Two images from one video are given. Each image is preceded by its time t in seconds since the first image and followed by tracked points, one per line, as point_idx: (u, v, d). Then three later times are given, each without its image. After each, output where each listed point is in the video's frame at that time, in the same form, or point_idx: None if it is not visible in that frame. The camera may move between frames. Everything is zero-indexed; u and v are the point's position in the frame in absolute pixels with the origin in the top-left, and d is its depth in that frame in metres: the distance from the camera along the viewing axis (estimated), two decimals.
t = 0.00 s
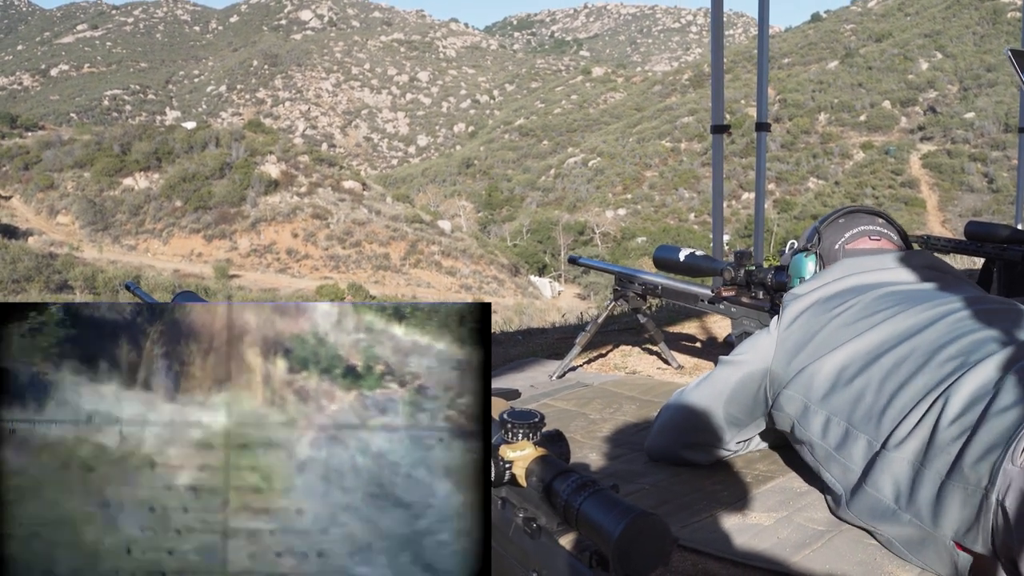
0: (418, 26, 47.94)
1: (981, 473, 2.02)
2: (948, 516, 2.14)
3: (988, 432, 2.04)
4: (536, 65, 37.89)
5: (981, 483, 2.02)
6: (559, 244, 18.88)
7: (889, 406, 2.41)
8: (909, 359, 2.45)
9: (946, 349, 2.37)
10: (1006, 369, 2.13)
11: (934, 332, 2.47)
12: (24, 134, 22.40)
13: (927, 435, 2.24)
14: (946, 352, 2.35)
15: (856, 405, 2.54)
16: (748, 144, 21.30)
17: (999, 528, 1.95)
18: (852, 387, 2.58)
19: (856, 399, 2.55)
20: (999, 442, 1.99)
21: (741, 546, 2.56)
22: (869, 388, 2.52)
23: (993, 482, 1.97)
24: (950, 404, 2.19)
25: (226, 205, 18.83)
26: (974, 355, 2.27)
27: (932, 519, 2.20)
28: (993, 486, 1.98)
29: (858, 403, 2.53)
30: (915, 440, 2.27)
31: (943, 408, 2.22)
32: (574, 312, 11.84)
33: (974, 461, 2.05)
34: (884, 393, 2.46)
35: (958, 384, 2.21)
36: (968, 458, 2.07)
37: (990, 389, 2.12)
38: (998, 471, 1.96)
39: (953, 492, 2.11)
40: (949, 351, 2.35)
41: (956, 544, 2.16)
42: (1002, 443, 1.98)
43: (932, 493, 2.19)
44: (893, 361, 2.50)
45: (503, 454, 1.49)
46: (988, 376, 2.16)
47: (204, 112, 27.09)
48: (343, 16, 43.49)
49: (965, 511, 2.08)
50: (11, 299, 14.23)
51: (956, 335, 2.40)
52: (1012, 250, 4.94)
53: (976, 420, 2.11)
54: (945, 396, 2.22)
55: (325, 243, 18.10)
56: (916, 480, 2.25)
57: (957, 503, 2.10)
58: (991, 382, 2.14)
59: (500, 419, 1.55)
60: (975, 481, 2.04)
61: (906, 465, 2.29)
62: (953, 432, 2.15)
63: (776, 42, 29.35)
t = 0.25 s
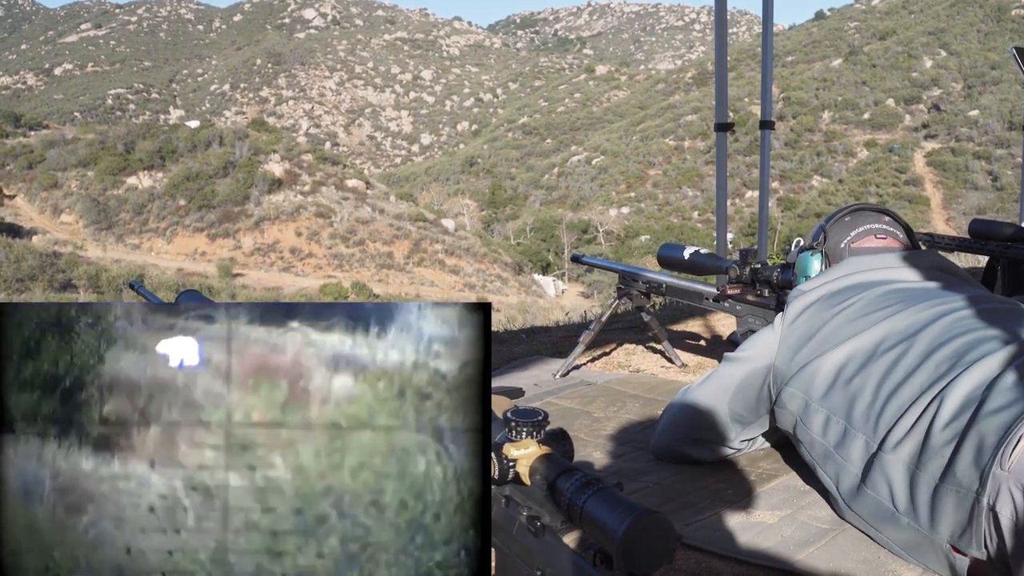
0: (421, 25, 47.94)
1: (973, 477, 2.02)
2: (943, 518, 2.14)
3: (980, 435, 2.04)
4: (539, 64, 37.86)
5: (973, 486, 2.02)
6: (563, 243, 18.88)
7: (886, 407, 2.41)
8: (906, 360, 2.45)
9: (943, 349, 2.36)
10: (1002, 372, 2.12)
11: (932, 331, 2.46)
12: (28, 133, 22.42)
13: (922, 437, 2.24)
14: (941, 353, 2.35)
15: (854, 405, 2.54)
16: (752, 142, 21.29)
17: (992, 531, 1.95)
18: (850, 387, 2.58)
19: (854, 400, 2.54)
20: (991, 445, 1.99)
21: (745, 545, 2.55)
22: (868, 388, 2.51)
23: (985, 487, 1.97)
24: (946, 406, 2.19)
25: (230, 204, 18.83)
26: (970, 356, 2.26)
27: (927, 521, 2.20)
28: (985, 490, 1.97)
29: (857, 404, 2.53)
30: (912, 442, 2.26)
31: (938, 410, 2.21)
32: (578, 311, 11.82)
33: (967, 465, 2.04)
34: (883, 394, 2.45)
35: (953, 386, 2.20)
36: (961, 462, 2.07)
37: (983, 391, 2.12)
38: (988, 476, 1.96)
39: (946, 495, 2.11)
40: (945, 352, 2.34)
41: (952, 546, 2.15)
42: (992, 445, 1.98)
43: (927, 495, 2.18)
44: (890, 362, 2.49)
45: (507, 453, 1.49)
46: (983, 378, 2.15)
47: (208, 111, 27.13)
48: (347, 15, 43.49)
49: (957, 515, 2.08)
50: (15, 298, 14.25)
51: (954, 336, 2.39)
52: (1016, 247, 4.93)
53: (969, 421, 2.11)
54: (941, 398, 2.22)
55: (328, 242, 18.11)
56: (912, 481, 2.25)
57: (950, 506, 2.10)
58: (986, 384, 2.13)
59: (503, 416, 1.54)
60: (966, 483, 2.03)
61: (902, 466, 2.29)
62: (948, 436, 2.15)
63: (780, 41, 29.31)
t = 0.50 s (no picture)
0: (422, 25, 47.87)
1: (978, 475, 2.02)
2: (947, 516, 2.14)
3: (986, 433, 2.03)
4: (540, 63, 37.80)
5: (978, 484, 2.02)
6: (564, 242, 18.87)
7: (891, 405, 2.41)
8: (912, 359, 2.45)
9: (950, 348, 2.36)
10: (1010, 370, 2.12)
11: (938, 331, 2.46)
12: (29, 133, 22.36)
13: (928, 435, 2.24)
14: (948, 352, 2.35)
15: (859, 403, 2.54)
16: (753, 141, 21.28)
17: (996, 529, 1.95)
18: (855, 386, 2.58)
19: (858, 398, 2.55)
20: (997, 443, 1.98)
21: (747, 543, 2.56)
22: (872, 386, 2.52)
23: (990, 484, 1.97)
24: (952, 404, 2.19)
25: (231, 203, 18.82)
26: (976, 355, 2.26)
27: (932, 521, 2.19)
28: (990, 488, 1.97)
29: (862, 402, 2.53)
30: (917, 440, 2.27)
31: (945, 408, 2.21)
32: (580, 311, 11.80)
33: (972, 462, 2.04)
34: (888, 392, 2.45)
35: (959, 384, 2.20)
36: (966, 459, 2.07)
37: (990, 389, 2.12)
38: (993, 473, 1.96)
39: (950, 493, 2.11)
40: (951, 350, 2.34)
41: (955, 544, 2.15)
42: (998, 443, 1.98)
43: (931, 494, 2.18)
44: (896, 361, 2.49)
45: (509, 451, 1.49)
46: (990, 377, 2.15)
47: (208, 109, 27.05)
48: (348, 14, 43.40)
49: (962, 513, 2.07)
50: (16, 297, 14.21)
51: (961, 335, 2.39)
52: (1016, 247, 4.94)
53: (974, 420, 2.11)
54: (947, 396, 2.22)
55: (329, 241, 18.08)
56: (917, 480, 2.25)
57: (953, 504, 2.10)
58: (993, 383, 2.13)
59: (505, 415, 1.53)
60: (971, 481, 2.04)
61: (907, 465, 2.29)
62: (954, 434, 2.15)
63: (781, 40, 29.28)
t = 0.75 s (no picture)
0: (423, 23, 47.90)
1: (981, 474, 2.02)
2: (951, 514, 2.13)
3: (990, 431, 2.03)
4: (542, 61, 37.83)
5: (981, 482, 2.01)
6: (565, 241, 18.88)
7: (895, 403, 2.41)
8: (915, 357, 2.45)
9: (953, 346, 2.35)
10: (1015, 367, 2.11)
11: (941, 329, 2.46)
12: (31, 132, 22.40)
13: (931, 434, 2.24)
14: (951, 350, 2.34)
15: (862, 401, 2.54)
16: (755, 140, 21.29)
17: (999, 528, 1.96)
18: (857, 383, 2.58)
19: (861, 395, 2.55)
20: (1000, 441, 1.99)
21: (748, 541, 2.56)
22: (875, 384, 2.52)
23: (992, 482, 1.97)
24: (956, 401, 2.19)
25: (232, 202, 18.82)
26: (981, 353, 2.26)
27: (935, 519, 2.20)
28: (993, 486, 1.97)
29: (865, 399, 2.53)
30: (921, 438, 2.27)
31: (947, 407, 2.21)
32: (582, 309, 11.81)
33: (974, 461, 2.04)
34: (891, 390, 2.45)
35: (963, 381, 2.20)
36: (969, 458, 2.06)
37: (995, 387, 2.11)
38: (996, 473, 1.96)
39: (954, 492, 2.11)
40: (954, 348, 2.34)
41: (957, 544, 2.16)
42: (1002, 442, 1.97)
43: (935, 492, 2.18)
44: (898, 359, 2.50)
45: (510, 449, 1.47)
46: (995, 373, 2.15)
47: (210, 109, 27.09)
48: (349, 12, 43.40)
49: (965, 512, 2.07)
50: (18, 296, 14.23)
51: (965, 332, 2.38)
52: (1019, 245, 4.93)
53: (979, 418, 2.11)
54: (951, 394, 2.22)
55: (331, 240, 18.10)
56: (921, 478, 2.25)
57: (957, 502, 2.10)
58: (998, 380, 2.13)
59: (506, 413, 1.52)
60: (974, 480, 2.03)
61: (911, 464, 2.29)
62: (957, 432, 2.15)
63: (783, 38, 29.28)
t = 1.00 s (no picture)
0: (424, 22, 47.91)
1: (980, 472, 2.02)
2: (950, 512, 2.13)
3: (988, 430, 2.04)
4: (542, 60, 37.85)
5: (979, 480, 2.02)
6: (566, 240, 18.89)
7: (894, 401, 2.41)
8: (914, 355, 2.45)
9: (951, 344, 2.36)
10: (1012, 365, 2.12)
11: (938, 327, 2.47)
12: (31, 131, 22.41)
13: (930, 432, 2.24)
14: (948, 349, 2.35)
15: (862, 399, 2.54)
16: (755, 139, 21.32)
17: (998, 526, 1.96)
18: (857, 381, 2.59)
19: (860, 394, 2.55)
20: (998, 439, 1.99)
21: (748, 540, 2.56)
22: (874, 382, 2.52)
23: (991, 481, 1.97)
24: (954, 400, 2.19)
25: (233, 202, 18.81)
26: (978, 350, 2.26)
27: (934, 517, 2.20)
28: (991, 484, 1.97)
29: (864, 397, 2.53)
30: (920, 436, 2.27)
31: (946, 405, 2.22)
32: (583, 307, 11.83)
33: (973, 459, 2.05)
34: (890, 388, 2.45)
35: (961, 380, 2.21)
36: (967, 456, 2.07)
37: (993, 385, 2.12)
38: (994, 472, 1.96)
39: (953, 490, 2.11)
40: (951, 348, 2.34)
41: (957, 541, 2.16)
42: (1000, 440, 1.98)
43: (933, 490, 2.19)
44: (897, 358, 2.50)
45: (512, 449, 1.47)
46: (992, 371, 2.15)
47: (210, 108, 27.11)
48: (349, 11, 43.42)
49: (964, 510, 2.08)
50: (19, 295, 14.23)
51: (963, 330, 2.39)
52: (1019, 244, 4.94)
53: (978, 416, 2.11)
54: (950, 392, 2.22)
55: (331, 239, 18.11)
56: (920, 476, 2.25)
57: (956, 500, 2.10)
58: (995, 378, 2.13)
59: (506, 412, 1.51)
60: (973, 479, 2.04)
61: (910, 461, 2.29)
62: (956, 430, 2.15)
63: (783, 37, 29.30)
